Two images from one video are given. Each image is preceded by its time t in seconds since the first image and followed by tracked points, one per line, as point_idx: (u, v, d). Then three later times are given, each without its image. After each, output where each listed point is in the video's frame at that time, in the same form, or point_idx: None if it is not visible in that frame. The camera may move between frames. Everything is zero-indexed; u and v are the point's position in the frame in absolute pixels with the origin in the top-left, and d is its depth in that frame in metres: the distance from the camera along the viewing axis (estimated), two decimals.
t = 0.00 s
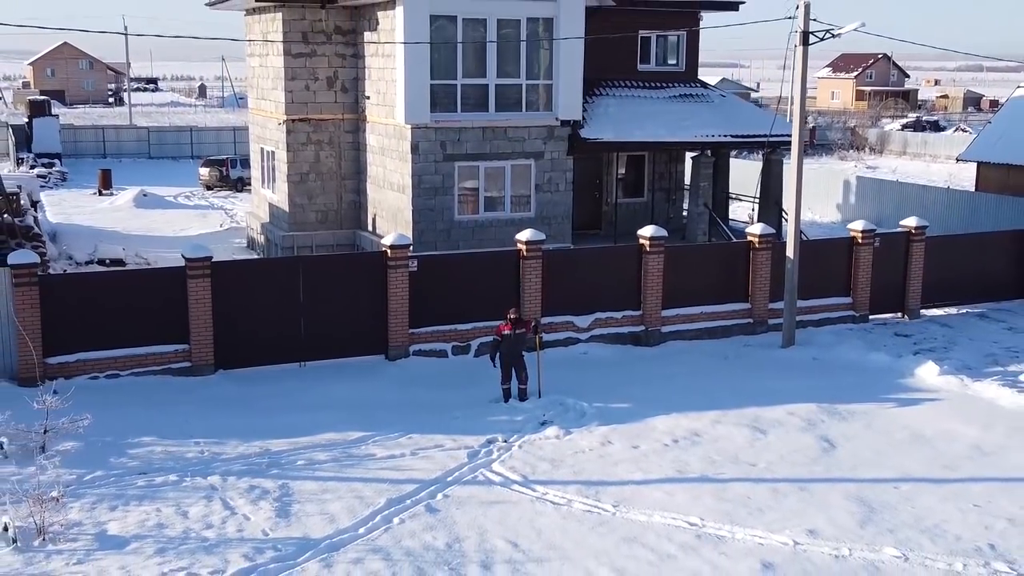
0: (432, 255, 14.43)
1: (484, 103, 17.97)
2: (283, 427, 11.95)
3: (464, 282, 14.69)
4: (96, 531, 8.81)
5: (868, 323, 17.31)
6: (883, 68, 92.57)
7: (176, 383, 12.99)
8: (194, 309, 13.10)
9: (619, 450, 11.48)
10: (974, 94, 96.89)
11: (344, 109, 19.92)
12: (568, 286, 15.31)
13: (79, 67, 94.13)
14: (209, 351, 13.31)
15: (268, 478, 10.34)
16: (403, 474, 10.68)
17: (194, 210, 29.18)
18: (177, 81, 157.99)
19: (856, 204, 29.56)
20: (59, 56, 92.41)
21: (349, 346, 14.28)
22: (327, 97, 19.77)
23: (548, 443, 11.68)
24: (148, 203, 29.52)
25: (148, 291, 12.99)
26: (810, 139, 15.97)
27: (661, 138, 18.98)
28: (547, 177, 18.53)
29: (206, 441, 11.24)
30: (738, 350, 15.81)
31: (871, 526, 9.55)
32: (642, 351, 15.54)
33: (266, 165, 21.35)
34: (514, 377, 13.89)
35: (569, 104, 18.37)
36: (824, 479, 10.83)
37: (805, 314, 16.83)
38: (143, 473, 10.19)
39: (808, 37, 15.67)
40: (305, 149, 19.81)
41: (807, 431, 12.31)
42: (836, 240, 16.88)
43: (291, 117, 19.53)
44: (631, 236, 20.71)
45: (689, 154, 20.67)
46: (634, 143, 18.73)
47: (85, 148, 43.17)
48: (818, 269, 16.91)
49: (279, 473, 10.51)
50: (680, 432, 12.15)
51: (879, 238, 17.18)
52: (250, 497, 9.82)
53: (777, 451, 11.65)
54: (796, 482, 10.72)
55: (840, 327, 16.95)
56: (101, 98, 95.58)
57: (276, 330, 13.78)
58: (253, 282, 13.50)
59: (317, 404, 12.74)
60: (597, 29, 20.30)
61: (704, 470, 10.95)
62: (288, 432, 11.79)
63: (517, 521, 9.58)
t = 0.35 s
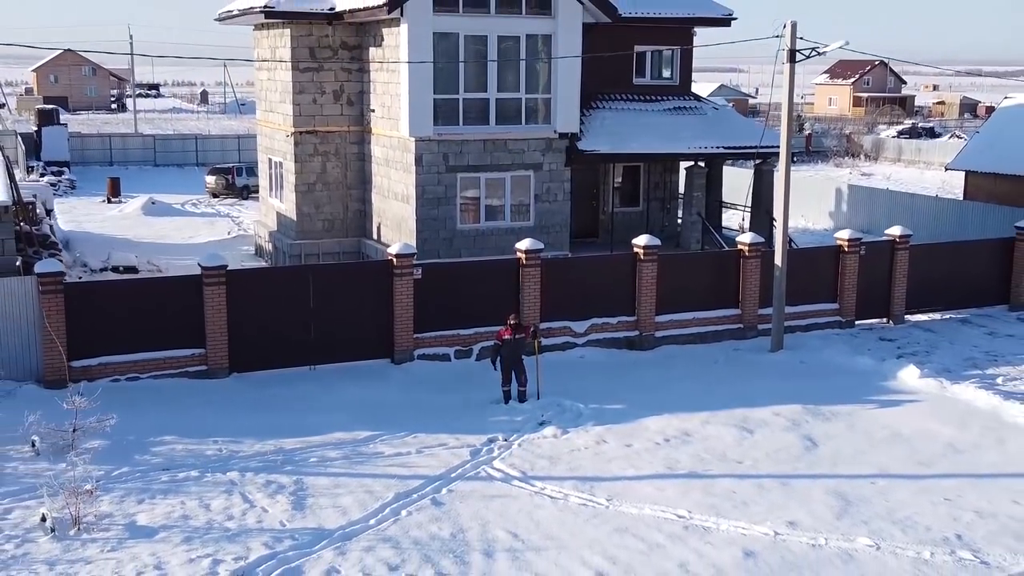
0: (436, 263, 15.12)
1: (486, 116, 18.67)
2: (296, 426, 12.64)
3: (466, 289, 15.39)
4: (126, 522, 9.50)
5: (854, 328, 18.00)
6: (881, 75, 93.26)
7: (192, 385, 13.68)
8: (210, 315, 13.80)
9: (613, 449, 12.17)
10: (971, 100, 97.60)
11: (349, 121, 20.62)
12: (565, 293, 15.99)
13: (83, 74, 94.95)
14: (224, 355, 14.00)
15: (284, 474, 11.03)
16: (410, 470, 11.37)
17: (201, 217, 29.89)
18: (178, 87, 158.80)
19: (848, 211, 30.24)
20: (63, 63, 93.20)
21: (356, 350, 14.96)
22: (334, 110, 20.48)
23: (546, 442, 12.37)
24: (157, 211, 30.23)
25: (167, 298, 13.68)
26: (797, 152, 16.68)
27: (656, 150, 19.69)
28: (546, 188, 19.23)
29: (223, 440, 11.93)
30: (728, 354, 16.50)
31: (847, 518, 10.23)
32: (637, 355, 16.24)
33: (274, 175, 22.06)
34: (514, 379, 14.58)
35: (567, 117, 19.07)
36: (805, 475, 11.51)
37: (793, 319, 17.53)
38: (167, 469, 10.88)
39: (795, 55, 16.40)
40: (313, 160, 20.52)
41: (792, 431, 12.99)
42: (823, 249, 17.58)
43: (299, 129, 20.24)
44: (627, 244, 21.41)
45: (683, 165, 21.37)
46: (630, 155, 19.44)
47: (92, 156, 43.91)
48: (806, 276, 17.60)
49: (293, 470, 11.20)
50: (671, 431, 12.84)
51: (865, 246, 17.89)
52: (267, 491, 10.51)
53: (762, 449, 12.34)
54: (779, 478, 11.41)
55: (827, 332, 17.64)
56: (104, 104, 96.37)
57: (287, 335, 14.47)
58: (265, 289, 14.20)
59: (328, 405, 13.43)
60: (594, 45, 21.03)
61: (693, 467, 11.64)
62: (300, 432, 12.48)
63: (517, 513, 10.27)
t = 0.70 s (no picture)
0: (439, 271, 15.76)
1: (487, 129, 19.32)
2: (306, 427, 13.27)
3: (469, 296, 16.02)
4: (151, 516, 10.13)
5: (842, 333, 18.64)
6: (878, 81, 93.92)
7: (207, 389, 14.31)
8: (224, 321, 14.44)
9: (609, 449, 12.81)
10: (967, 106, 98.25)
11: (354, 133, 21.28)
12: (563, 300, 16.63)
13: (86, 80, 95.71)
14: (237, 359, 14.63)
15: (296, 472, 11.66)
16: (415, 468, 12.00)
17: (208, 225, 30.55)
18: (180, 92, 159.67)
19: (841, 219, 30.87)
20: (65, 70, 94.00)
21: (363, 354, 15.60)
22: (340, 122, 21.14)
23: (545, 442, 13.01)
24: (165, 218, 30.89)
25: (183, 305, 14.32)
26: (787, 164, 17.32)
27: (651, 161, 20.35)
28: (545, 198, 19.90)
29: (238, 440, 12.56)
30: (721, 359, 17.14)
31: (828, 514, 10.86)
32: (632, 360, 16.87)
33: (281, 185, 22.72)
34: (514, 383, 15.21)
35: (566, 130, 19.72)
36: (790, 474, 12.15)
37: (784, 325, 18.17)
38: (186, 468, 11.51)
39: (784, 71, 17.07)
40: (319, 170, 21.17)
41: (779, 432, 13.62)
42: (813, 257, 18.22)
43: (306, 141, 20.90)
44: (624, 252, 22.07)
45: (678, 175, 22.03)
46: (626, 166, 20.10)
47: (99, 163, 44.58)
48: (795, 284, 18.25)
49: (306, 468, 11.83)
50: (665, 432, 13.47)
51: (852, 255, 18.53)
52: (282, 488, 11.14)
53: (750, 449, 12.97)
54: (766, 476, 12.04)
55: (816, 338, 18.29)
56: (107, 110, 97.14)
57: (297, 340, 15.12)
58: (277, 296, 14.84)
59: (337, 407, 14.08)
60: (592, 59, 21.70)
61: (684, 466, 12.27)
62: (311, 432, 13.11)
63: (517, 508, 10.90)
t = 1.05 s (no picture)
0: (442, 281, 16.45)
1: (487, 143, 20.03)
2: (316, 429, 13.96)
3: (470, 304, 16.72)
4: (173, 512, 10.82)
5: (830, 340, 19.35)
6: (875, 89, 94.66)
7: (221, 393, 15.00)
8: (236, 328, 15.12)
9: (603, 449, 13.50)
10: (963, 114, 99.01)
11: (359, 146, 22.00)
12: (560, 308, 17.33)
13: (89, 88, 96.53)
14: (249, 365, 15.32)
15: (308, 471, 12.35)
16: (420, 468, 12.69)
17: (214, 233, 31.27)
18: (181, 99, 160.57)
19: (832, 227, 31.50)
20: (68, 78, 94.84)
21: (369, 360, 16.29)
22: (345, 136, 21.86)
23: (543, 443, 13.71)
24: (172, 227, 31.61)
25: (197, 313, 15.01)
26: (776, 177, 18.02)
27: (646, 174, 21.08)
28: (544, 209, 20.62)
29: (252, 441, 13.25)
30: (712, 364, 17.84)
31: (809, 510, 11.55)
32: (627, 366, 17.57)
33: (288, 196, 23.43)
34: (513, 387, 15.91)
35: (563, 143, 20.44)
36: (775, 473, 12.84)
37: (773, 332, 18.87)
38: (204, 467, 12.20)
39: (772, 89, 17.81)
40: (325, 182, 21.88)
41: (766, 434, 14.32)
42: (801, 267, 18.93)
43: (313, 154, 21.62)
44: (620, 261, 22.80)
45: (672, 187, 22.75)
46: (622, 178, 20.82)
47: (105, 172, 45.32)
48: (785, 292, 18.95)
49: (317, 467, 12.52)
50: (657, 434, 14.17)
51: (839, 264, 19.23)
52: (295, 486, 11.83)
53: (738, 450, 13.67)
54: (751, 475, 12.73)
55: (805, 344, 19.00)
56: (110, 118, 97.92)
57: (306, 346, 15.81)
58: (286, 305, 15.53)
59: (344, 410, 14.77)
60: (589, 75, 22.45)
61: (675, 466, 12.97)
62: (320, 434, 13.80)
63: (517, 505, 11.59)
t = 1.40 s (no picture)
0: (443, 289, 17.08)
1: (487, 154, 20.68)
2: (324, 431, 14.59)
3: (471, 311, 17.35)
4: (191, 508, 11.44)
5: (819, 345, 19.99)
6: (872, 95, 95.31)
7: (232, 397, 15.63)
8: (247, 335, 15.75)
9: (598, 450, 14.13)
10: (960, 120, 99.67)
11: (363, 157, 22.65)
12: (558, 315, 17.96)
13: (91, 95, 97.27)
14: (259, 370, 15.94)
15: (317, 471, 12.98)
16: (424, 467, 13.32)
17: (220, 241, 31.93)
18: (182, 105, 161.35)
19: (825, 235, 32.08)
20: (71, 84, 95.58)
21: (374, 365, 16.92)
22: (349, 147, 22.51)
23: (541, 445, 14.34)
24: (178, 235, 32.25)
25: (210, 320, 15.63)
26: (766, 188, 18.65)
27: (641, 184, 21.72)
28: (542, 219, 21.27)
29: (263, 443, 13.88)
30: (705, 369, 18.47)
31: (793, 507, 12.17)
32: (622, 370, 18.20)
33: (294, 205, 24.08)
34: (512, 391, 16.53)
35: (561, 155, 21.10)
36: (762, 472, 13.47)
37: (764, 338, 19.50)
38: (218, 466, 12.83)
39: (762, 103, 18.47)
40: (330, 192, 22.53)
41: (755, 436, 14.94)
42: (791, 275, 19.56)
43: (318, 165, 22.27)
44: (616, 268, 23.44)
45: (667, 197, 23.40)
46: (618, 189, 21.46)
47: (110, 179, 45.98)
48: (775, 299, 19.58)
49: (325, 467, 13.14)
50: (650, 436, 14.80)
51: (828, 272, 19.86)
52: (305, 484, 12.45)
53: (727, 451, 14.30)
54: (739, 474, 13.36)
55: (795, 349, 19.63)
56: (112, 124, 98.66)
57: (313, 352, 16.43)
58: (294, 312, 16.17)
59: (350, 413, 15.39)
60: (586, 88, 23.12)
61: (666, 466, 13.60)
62: (328, 436, 14.42)
63: (516, 502, 12.21)
